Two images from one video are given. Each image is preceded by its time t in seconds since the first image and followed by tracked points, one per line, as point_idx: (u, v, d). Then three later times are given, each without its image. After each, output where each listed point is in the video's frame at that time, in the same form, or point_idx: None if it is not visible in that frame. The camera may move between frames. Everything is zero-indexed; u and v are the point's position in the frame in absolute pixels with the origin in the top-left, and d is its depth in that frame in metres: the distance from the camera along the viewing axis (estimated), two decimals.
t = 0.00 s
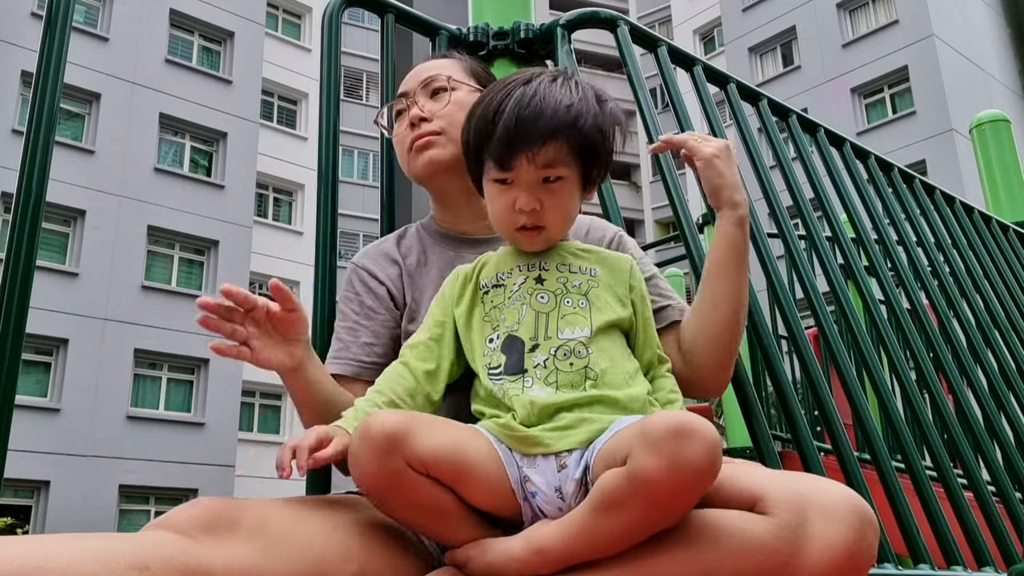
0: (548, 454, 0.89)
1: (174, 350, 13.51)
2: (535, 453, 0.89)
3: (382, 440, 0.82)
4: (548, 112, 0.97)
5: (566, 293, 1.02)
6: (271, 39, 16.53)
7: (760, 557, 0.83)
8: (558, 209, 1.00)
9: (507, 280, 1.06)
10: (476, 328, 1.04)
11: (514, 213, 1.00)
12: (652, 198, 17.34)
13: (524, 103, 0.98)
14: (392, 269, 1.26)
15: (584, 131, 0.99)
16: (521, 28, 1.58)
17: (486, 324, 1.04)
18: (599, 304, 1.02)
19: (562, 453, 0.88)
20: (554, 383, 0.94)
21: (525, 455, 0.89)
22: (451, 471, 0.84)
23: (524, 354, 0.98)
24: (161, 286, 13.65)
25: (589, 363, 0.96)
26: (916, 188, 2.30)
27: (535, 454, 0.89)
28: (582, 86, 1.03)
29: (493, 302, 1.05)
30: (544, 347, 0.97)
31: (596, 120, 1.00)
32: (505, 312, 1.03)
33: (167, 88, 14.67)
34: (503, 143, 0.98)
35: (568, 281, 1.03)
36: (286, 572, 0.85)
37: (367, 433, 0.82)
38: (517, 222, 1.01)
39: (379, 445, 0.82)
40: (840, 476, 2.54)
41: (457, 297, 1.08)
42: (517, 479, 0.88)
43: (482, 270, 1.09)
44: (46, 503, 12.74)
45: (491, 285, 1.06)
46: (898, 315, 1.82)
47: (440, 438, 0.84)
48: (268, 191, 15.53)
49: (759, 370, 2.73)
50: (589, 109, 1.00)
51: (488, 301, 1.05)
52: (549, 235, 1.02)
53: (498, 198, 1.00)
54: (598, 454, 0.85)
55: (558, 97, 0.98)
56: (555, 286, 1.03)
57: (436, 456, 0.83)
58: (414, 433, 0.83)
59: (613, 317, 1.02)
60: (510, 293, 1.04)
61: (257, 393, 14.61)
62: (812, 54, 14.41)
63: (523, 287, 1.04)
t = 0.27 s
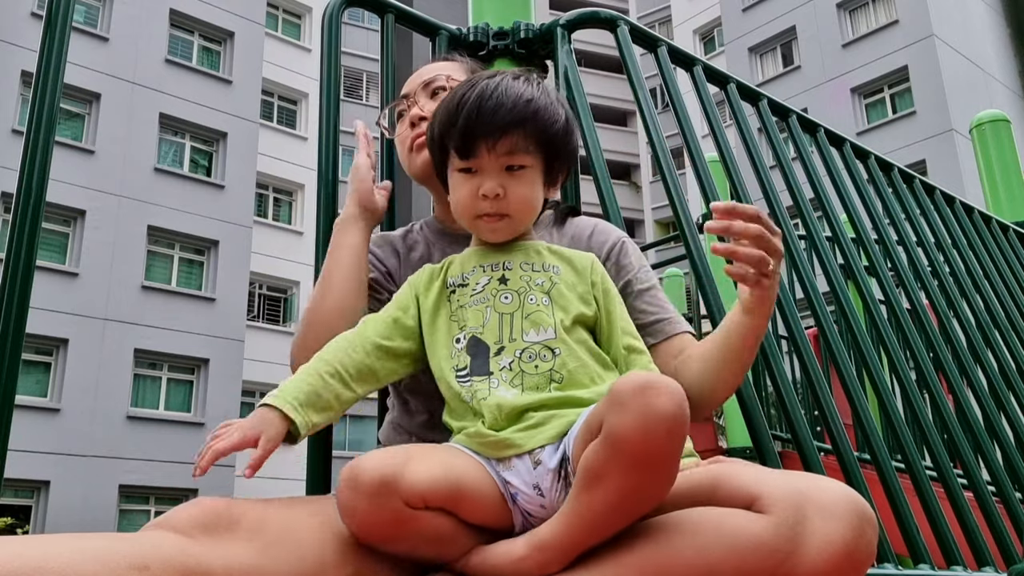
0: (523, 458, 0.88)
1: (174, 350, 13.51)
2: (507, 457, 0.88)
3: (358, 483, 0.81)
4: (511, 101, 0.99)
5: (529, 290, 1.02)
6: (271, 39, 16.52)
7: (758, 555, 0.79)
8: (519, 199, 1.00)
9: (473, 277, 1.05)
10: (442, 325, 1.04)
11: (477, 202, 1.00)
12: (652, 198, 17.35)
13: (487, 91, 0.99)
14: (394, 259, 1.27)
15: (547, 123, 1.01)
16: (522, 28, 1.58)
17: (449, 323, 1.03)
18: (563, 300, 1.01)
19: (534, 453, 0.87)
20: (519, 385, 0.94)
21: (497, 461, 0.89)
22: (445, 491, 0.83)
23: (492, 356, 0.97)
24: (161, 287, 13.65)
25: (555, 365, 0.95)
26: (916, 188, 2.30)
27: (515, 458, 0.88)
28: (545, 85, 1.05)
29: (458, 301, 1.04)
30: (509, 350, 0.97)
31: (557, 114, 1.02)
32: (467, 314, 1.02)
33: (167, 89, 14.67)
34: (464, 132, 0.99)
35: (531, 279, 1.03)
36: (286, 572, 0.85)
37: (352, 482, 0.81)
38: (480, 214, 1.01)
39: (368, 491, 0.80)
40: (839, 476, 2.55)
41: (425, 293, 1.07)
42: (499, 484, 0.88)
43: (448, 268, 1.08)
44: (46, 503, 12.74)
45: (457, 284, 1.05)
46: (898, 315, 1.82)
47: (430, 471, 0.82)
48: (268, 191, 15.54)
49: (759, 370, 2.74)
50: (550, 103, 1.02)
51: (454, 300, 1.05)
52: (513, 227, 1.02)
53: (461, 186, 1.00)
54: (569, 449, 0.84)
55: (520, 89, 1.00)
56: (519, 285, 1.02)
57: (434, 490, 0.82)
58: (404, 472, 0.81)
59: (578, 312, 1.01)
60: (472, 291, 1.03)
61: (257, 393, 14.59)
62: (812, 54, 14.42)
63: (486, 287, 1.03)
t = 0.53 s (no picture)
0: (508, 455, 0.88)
1: (174, 350, 13.50)
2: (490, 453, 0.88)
3: (343, 525, 0.79)
4: (498, 74, 1.00)
5: (523, 281, 1.03)
6: (271, 39, 16.53)
7: (759, 556, 0.78)
8: (518, 171, 1.00)
9: (468, 264, 1.08)
10: (436, 311, 1.07)
11: (477, 178, 1.00)
12: (652, 198, 17.36)
13: (472, 70, 1.01)
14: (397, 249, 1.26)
15: (539, 93, 1.01)
16: (522, 28, 1.59)
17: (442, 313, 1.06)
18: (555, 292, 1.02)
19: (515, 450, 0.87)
20: (500, 376, 0.95)
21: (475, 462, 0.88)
22: (441, 509, 0.82)
23: (476, 340, 0.99)
24: (161, 287, 13.65)
25: (537, 360, 0.96)
26: (916, 188, 2.30)
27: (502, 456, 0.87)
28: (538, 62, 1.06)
29: (452, 286, 1.07)
30: (494, 337, 0.98)
31: (550, 85, 1.04)
32: (459, 295, 1.05)
33: (167, 89, 14.67)
34: (456, 111, 1.01)
35: (527, 270, 1.04)
36: (287, 572, 0.85)
37: (343, 524, 0.79)
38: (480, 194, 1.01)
39: (364, 533, 0.78)
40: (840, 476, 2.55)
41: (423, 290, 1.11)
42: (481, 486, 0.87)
43: (447, 258, 1.12)
44: (46, 503, 12.73)
45: (452, 271, 1.09)
46: (898, 316, 1.82)
47: (426, 495, 0.81)
48: (268, 191, 15.56)
49: (760, 370, 2.74)
50: (541, 75, 1.03)
51: (448, 285, 1.08)
52: (515, 204, 1.02)
53: (460, 165, 1.01)
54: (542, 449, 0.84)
55: (507, 62, 1.02)
56: (513, 273, 1.04)
57: (429, 516, 0.80)
58: (396, 507, 0.79)
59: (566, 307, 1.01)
60: (467, 277, 1.06)
61: (257, 393, 14.59)
62: (812, 54, 14.42)
63: (482, 272, 1.05)
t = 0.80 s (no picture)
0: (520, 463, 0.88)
1: (174, 350, 13.50)
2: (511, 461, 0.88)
3: (351, 497, 0.80)
4: (505, 95, 1.01)
5: (546, 299, 1.02)
6: (271, 39, 16.54)
7: (758, 555, 0.78)
8: (525, 188, 1.00)
9: (482, 289, 1.06)
10: (454, 335, 1.06)
11: (485, 197, 0.99)
12: (652, 198, 17.36)
13: (476, 93, 1.02)
14: (397, 260, 1.25)
15: (543, 116, 1.03)
16: (522, 28, 1.58)
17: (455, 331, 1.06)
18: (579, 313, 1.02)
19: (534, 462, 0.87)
20: (531, 396, 0.94)
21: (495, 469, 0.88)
22: (443, 508, 0.82)
23: (503, 360, 0.97)
24: (161, 287, 13.64)
25: (568, 378, 0.96)
26: (916, 188, 2.30)
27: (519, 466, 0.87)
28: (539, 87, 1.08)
29: (469, 307, 1.06)
30: (522, 356, 0.97)
31: (554, 108, 1.05)
32: (481, 317, 1.03)
33: (167, 89, 14.67)
34: (463, 131, 1.01)
35: (547, 287, 1.04)
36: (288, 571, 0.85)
37: (349, 496, 0.80)
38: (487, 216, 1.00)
39: (370, 510, 0.79)
40: (839, 476, 2.55)
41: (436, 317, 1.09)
42: (493, 492, 0.87)
43: (459, 280, 1.11)
44: (46, 503, 12.73)
45: (466, 294, 1.08)
46: (898, 316, 1.82)
47: (433, 487, 0.81)
48: (268, 191, 15.57)
49: (759, 370, 2.74)
50: (544, 99, 1.04)
51: (464, 308, 1.06)
52: (525, 221, 1.01)
53: (466, 184, 1.01)
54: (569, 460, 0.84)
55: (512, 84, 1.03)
56: (534, 291, 1.03)
57: (429, 508, 0.80)
58: (405, 485, 0.79)
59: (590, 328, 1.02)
60: (486, 298, 1.05)
61: (257, 393, 14.58)
62: (812, 54, 14.42)
63: (500, 292, 1.04)
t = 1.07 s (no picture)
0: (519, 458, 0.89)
1: (174, 350, 13.50)
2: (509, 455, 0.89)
3: (350, 491, 0.81)
4: (525, 104, 1.01)
5: (545, 298, 1.03)
6: (271, 39, 16.54)
7: (758, 557, 0.78)
8: (538, 197, 1.00)
9: (486, 287, 1.06)
10: (455, 331, 1.05)
11: (496, 202, 1.00)
12: (652, 198, 17.37)
13: (496, 97, 1.02)
14: (395, 262, 1.25)
15: (561, 124, 1.03)
16: (522, 28, 1.58)
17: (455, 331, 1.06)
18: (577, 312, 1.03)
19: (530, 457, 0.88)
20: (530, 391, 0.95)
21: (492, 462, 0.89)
22: (443, 501, 0.81)
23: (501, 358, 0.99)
24: (161, 287, 13.64)
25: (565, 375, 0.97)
26: (916, 188, 2.30)
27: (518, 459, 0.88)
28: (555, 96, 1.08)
29: (468, 308, 1.05)
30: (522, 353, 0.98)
31: (568, 116, 1.05)
32: (482, 315, 1.03)
33: (167, 89, 14.67)
34: (482, 134, 1.00)
35: (547, 287, 1.04)
36: (287, 571, 0.85)
37: (348, 491, 0.81)
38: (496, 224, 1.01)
39: (368, 504, 0.80)
40: (840, 476, 2.55)
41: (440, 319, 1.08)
42: (492, 487, 0.87)
43: (460, 281, 1.09)
44: (46, 503, 12.73)
45: (468, 294, 1.06)
46: (898, 316, 1.82)
47: (432, 482, 0.81)
48: (268, 191, 15.58)
49: (759, 370, 2.74)
50: (559, 107, 1.04)
51: (464, 308, 1.06)
52: (533, 228, 1.02)
53: (478, 187, 1.01)
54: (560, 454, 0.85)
55: (533, 94, 1.03)
56: (533, 291, 1.03)
57: (430, 504, 0.80)
58: (404, 480, 0.80)
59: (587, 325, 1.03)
60: (488, 298, 1.04)
61: (257, 393, 14.57)
62: (812, 54, 14.42)
63: (501, 291, 1.04)
